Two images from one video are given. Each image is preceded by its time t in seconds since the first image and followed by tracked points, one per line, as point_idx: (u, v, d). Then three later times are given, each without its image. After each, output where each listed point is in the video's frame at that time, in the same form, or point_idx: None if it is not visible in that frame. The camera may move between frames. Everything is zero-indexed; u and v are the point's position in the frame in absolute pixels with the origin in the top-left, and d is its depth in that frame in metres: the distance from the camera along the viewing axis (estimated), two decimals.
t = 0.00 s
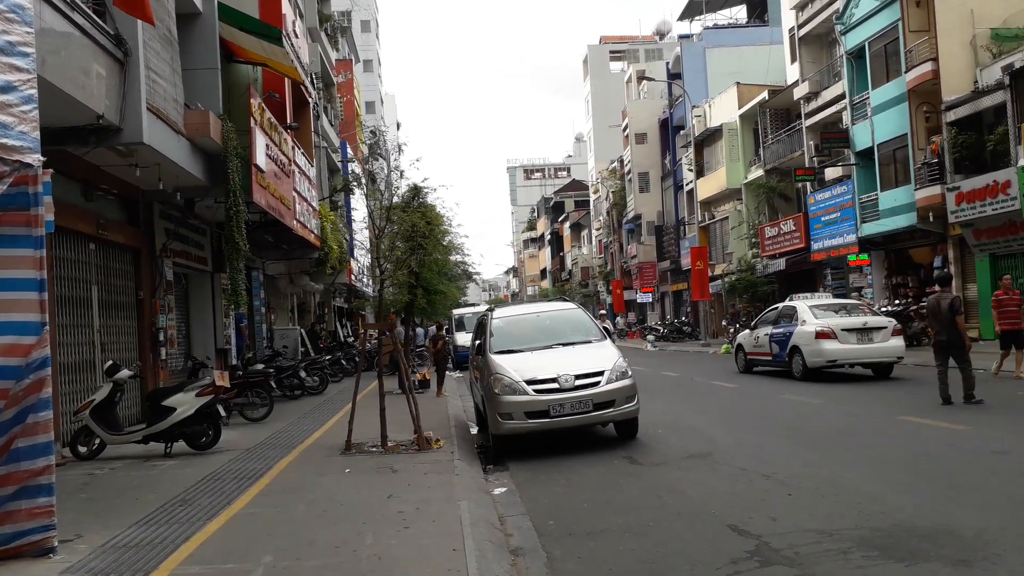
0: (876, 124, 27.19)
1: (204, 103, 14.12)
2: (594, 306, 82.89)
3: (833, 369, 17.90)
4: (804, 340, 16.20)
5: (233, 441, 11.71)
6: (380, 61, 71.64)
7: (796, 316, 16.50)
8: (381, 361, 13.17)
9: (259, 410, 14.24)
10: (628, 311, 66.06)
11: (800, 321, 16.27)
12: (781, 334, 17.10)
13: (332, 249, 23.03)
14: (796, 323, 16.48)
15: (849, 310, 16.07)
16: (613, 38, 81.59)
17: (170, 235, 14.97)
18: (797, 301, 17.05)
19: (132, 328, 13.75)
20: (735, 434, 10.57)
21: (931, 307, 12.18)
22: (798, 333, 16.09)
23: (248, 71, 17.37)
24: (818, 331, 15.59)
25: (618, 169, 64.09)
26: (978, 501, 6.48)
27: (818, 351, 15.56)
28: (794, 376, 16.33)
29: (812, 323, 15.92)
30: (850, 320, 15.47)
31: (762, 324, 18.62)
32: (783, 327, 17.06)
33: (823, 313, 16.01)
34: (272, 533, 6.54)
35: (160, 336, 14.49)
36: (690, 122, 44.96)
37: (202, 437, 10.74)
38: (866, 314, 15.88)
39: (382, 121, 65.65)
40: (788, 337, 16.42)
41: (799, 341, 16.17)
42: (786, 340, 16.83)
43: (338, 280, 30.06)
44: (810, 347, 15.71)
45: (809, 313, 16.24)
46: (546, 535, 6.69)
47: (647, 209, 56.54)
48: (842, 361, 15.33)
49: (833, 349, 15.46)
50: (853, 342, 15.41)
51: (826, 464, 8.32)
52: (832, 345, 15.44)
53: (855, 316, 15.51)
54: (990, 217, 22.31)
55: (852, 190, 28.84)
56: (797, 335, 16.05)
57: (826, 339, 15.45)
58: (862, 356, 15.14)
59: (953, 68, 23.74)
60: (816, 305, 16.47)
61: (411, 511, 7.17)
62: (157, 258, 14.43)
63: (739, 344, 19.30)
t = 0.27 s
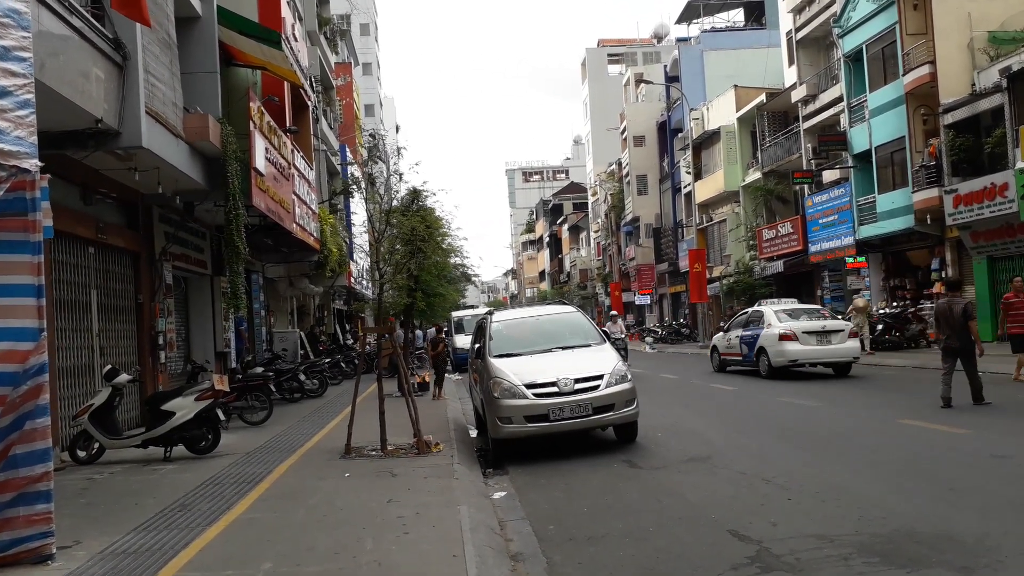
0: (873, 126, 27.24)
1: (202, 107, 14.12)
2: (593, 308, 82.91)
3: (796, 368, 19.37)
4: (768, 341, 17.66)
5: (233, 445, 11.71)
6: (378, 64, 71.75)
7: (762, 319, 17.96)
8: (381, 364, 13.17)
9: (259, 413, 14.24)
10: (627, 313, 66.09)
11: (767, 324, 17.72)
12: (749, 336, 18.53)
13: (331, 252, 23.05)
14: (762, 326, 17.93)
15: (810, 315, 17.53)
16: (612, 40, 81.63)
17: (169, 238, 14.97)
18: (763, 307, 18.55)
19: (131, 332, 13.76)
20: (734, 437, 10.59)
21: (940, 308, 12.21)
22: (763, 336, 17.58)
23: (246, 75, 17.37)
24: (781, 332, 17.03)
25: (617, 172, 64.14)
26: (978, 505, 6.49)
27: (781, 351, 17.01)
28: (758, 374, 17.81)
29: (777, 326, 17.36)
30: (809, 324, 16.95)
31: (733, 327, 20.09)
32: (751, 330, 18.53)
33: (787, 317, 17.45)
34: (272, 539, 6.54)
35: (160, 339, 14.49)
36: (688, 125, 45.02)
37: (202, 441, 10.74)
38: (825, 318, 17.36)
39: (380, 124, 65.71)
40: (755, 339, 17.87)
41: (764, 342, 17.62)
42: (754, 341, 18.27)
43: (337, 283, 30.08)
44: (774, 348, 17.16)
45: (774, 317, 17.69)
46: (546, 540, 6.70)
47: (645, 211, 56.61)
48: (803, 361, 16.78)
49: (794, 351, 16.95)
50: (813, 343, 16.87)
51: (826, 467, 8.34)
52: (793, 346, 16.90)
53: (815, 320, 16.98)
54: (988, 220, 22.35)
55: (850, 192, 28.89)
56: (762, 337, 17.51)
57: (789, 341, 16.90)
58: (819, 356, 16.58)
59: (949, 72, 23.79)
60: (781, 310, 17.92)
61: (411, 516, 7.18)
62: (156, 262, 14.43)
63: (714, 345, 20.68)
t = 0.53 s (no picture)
0: (874, 127, 27.20)
1: (202, 109, 14.09)
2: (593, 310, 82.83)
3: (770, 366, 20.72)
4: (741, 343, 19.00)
5: (232, 447, 11.67)
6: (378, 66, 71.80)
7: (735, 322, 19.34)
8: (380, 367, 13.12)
9: (258, 416, 14.19)
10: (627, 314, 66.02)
11: (739, 326, 19.09)
12: (724, 338, 19.91)
13: (331, 254, 23.01)
14: (736, 328, 19.29)
15: (779, 317, 18.88)
16: (612, 41, 81.60)
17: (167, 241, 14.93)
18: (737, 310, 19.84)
19: (129, 335, 13.70)
20: (735, 440, 10.54)
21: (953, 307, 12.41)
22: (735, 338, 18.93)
23: (245, 76, 17.32)
24: (752, 334, 18.41)
25: (617, 173, 64.09)
26: (980, 509, 6.46)
27: (752, 351, 18.39)
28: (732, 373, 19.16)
29: (748, 328, 18.73)
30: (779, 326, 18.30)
31: (711, 328, 21.41)
32: (725, 332, 19.95)
33: (758, 319, 18.79)
34: (271, 543, 6.50)
35: (158, 342, 14.44)
36: (689, 126, 44.99)
37: (201, 444, 10.69)
38: (793, 320, 18.73)
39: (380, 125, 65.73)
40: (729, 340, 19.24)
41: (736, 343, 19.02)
42: (728, 342, 19.66)
43: (337, 284, 30.05)
44: (745, 348, 18.54)
45: (746, 319, 19.06)
46: (546, 544, 6.66)
47: (645, 212, 56.60)
48: (772, 360, 18.17)
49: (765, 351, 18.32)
50: (782, 344, 18.24)
51: (828, 471, 8.29)
52: (763, 346, 18.29)
53: (783, 322, 18.36)
54: (989, 221, 22.30)
55: (851, 194, 28.85)
56: (735, 339, 18.84)
57: (758, 342, 18.29)
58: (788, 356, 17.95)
59: (950, 73, 23.74)
60: (753, 313, 19.30)
61: (410, 520, 7.14)
62: (154, 264, 14.38)
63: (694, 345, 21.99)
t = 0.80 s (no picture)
0: (872, 130, 27.28)
1: (203, 112, 14.15)
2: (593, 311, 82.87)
3: (746, 366, 21.96)
4: (716, 344, 20.35)
5: (233, 448, 11.72)
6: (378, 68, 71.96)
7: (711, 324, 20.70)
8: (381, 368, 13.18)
9: (258, 417, 14.25)
10: (627, 316, 66.08)
11: (714, 328, 20.44)
12: (701, 339, 21.28)
13: (331, 255, 23.08)
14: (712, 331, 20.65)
15: (751, 320, 20.19)
16: (611, 44, 81.68)
17: (168, 242, 14.99)
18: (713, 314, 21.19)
19: (131, 336, 13.77)
20: (733, 441, 10.60)
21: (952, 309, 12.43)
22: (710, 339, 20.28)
23: (245, 79, 17.37)
24: (724, 336, 19.74)
25: (616, 175, 64.15)
26: (974, 509, 6.53)
27: (724, 352, 19.73)
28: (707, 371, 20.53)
29: (722, 330, 20.08)
30: (750, 328, 19.64)
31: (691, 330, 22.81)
32: (702, 334, 21.34)
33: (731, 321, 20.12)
34: (271, 543, 6.56)
35: (159, 343, 14.50)
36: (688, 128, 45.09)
37: (202, 445, 10.74)
38: (764, 322, 20.04)
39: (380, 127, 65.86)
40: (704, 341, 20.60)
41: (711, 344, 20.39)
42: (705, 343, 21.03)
43: (336, 286, 30.11)
44: (719, 349, 19.89)
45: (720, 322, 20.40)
46: (545, 544, 6.72)
47: (645, 214, 56.71)
48: (744, 360, 19.49)
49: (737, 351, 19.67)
50: (753, 344, 19.54)
51: (825, 472, 8.35)
52: (735, 347, 19.65)
53: (753, 325, 19.70)
54: (986, 223, 22.38)
55: (849, 196, 28.92)
56: (710, 340, 20.17)
57: (730, 343, 19.61)
58: (758, 357, 19.27)
59: (947, 75, 23.83)
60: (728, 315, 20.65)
61: (410, 520, 7.21)
62: (156, 266, 14.45)
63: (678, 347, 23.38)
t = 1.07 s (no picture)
0: (870, 129, 27.30)
1: (201, 114, 14.19)
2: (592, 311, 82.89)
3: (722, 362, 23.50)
4: (694, 343, 21.71)
5: (232, 451, 11.76)
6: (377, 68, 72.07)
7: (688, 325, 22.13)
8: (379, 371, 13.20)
9: (258, 418, 14.30)
10: (626, 315, 66.11)
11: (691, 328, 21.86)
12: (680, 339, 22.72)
13: (330, 256, 23.12)
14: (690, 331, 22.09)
15: (725, 322, 21.59)
16: (610, 43, 81.68)
17: (167, 245, 15.03)
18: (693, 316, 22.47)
19: (130, 339, 13.81)
20: (730, 441, 10.65)
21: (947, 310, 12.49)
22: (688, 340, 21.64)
23: (244, 81, 17.46)
24: (701, 336, 21.09)
25: (615, 175, 64.17)
26: (969, 510, 6.56)
27: (701, 351, 21.09)
28: (685, 369, 21.90)
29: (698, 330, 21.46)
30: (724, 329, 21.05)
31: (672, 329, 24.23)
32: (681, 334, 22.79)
33: (707, 322, 21.52)
34: (269, 545, 6.60)
35: (159, 346, 14.54)
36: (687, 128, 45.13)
37: (201, 447, 10.77)
38: (738, 323, 21.45)
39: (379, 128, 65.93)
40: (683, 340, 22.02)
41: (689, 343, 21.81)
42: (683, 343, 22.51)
43: (336, 287, 30.17)
44: (695, 348, 21.28)
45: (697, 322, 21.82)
46: (542, 545, 6.76)
47: (644, 213, 56.77)
48: (719, 358, 20.88)
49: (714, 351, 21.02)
50: (727, 343, 20.92)
51: (819, 472, 8.40)
52: (711, 346, 21.01)
53: (727, 325, 21.12)
54: (984, 223, 22.41)
55: (848, 195, 28.96)
56: (688, 340, 21.55)
57: (706, 343, 20.98)
58: (732, 356, 20.63)
59: (945, 75, 23.83)
60: (705, 316, 22.03)
61: (408, 522, 7.25)
62: (155, 268, 14.49)
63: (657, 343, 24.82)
